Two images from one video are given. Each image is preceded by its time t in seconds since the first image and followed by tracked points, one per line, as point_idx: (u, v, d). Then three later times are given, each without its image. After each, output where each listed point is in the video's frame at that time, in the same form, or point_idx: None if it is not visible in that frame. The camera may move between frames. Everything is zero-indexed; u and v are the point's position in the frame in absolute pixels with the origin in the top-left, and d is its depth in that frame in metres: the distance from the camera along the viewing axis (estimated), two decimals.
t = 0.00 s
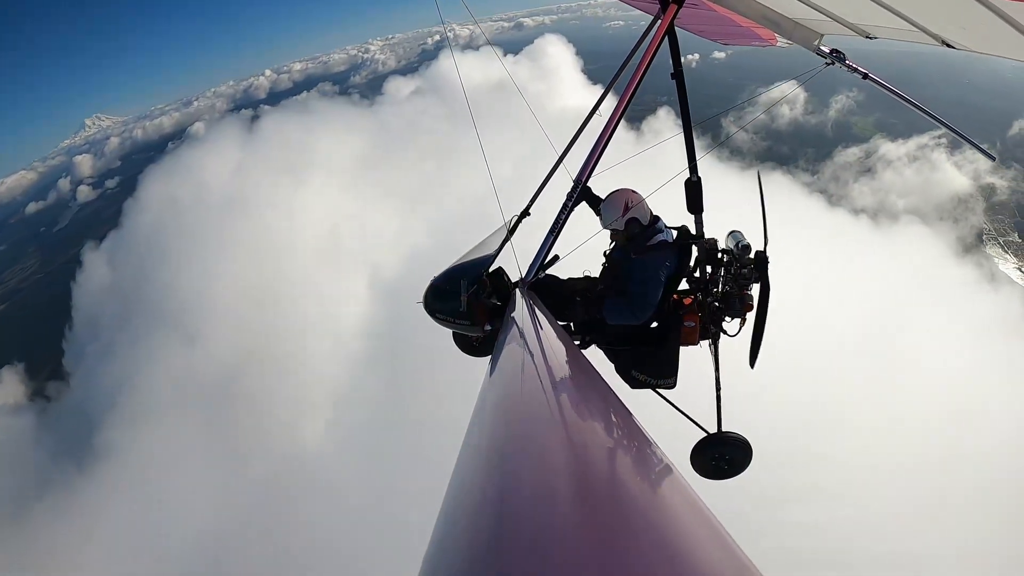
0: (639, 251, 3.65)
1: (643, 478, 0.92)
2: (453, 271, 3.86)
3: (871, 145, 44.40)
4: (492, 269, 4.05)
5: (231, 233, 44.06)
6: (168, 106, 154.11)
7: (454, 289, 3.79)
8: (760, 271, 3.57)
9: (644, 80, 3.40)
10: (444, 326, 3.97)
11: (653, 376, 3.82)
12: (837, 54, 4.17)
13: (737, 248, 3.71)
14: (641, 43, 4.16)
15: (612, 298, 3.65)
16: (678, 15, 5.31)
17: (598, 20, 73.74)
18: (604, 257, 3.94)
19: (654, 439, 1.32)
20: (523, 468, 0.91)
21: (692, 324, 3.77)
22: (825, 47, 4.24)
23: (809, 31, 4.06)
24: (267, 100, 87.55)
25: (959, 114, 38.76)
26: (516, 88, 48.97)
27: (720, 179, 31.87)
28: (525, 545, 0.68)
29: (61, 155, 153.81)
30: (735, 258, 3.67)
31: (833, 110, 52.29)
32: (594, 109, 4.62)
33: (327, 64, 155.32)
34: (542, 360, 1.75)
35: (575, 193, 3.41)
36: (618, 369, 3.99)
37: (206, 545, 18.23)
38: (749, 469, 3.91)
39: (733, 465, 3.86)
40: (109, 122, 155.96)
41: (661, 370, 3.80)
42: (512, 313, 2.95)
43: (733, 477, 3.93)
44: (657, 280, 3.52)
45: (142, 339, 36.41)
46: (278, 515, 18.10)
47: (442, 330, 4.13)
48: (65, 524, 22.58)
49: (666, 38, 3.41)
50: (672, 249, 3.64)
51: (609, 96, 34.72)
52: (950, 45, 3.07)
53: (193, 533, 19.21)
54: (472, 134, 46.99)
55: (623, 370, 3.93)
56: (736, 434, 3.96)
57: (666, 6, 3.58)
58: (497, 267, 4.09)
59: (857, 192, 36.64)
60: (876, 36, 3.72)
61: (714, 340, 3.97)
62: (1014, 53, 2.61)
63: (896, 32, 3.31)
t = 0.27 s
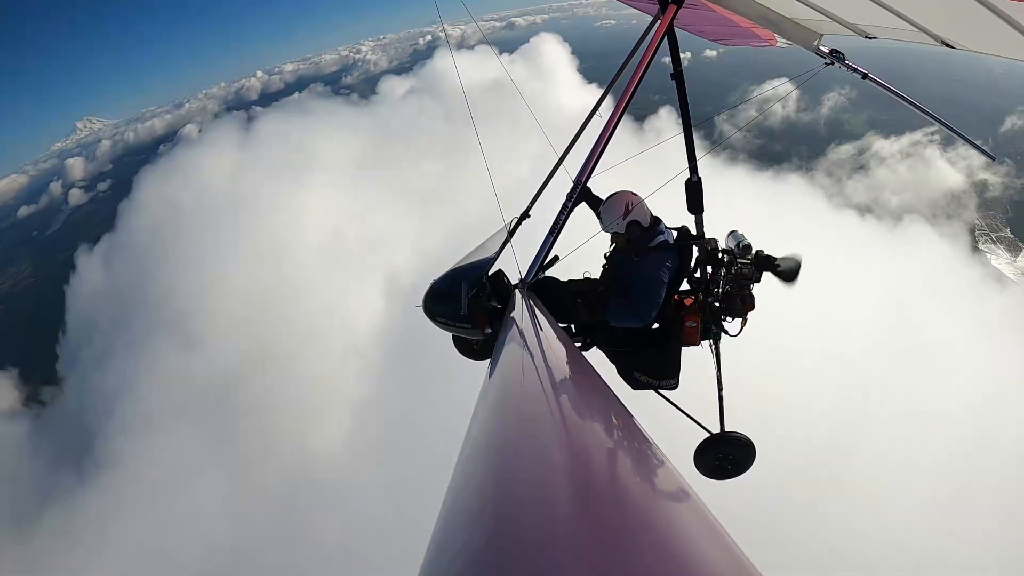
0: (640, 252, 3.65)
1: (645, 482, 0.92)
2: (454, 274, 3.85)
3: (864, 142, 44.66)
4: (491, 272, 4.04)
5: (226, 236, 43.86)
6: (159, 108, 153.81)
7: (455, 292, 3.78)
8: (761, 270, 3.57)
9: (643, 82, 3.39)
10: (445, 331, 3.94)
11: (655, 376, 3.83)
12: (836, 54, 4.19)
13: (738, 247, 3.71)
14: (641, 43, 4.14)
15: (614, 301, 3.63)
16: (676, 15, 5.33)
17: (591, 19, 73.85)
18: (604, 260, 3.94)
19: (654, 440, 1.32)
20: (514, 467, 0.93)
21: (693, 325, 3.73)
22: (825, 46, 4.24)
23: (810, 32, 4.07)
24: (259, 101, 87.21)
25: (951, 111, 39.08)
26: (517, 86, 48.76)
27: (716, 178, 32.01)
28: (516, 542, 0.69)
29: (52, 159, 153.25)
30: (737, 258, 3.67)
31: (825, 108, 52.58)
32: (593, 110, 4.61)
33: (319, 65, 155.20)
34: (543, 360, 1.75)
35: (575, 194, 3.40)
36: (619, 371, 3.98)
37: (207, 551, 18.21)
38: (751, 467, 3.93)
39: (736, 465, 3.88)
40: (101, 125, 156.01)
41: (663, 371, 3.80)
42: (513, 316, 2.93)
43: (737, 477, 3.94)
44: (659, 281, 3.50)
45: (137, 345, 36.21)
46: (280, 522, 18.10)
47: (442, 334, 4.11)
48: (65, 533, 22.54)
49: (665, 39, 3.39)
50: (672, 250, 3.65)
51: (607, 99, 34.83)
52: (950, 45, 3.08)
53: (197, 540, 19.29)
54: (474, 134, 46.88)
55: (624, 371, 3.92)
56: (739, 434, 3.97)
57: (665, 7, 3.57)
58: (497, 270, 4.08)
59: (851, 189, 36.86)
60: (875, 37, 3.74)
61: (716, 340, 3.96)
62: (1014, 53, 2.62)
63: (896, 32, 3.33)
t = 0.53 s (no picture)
0: (640, 254, 3.67)
1: (645, 483, 0.91)
2: (454, 275, 3.85)
3: (857, 139, 44.84)
4: (491, 273, 4.04)
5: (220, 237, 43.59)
6: (150, 111, 153.40)
7: (455, 292, 3.78)
8: (759, 272, 3.59)
9: (642, 83, 3.39)
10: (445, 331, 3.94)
11: (655, 376, 3.83)
12: (835, 54, 4.20)
13: (737, 247, 3.73)
14: (640, 44, 4.14)
15: (615, 302, 3.64)
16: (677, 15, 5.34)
17: (584, 18, 73.91)
18: (605, 260, 3.96)
19: (654, 441, 1.33)
20: (515, 467, 0.94)
21: (693, 325, 3.75)
22: (824, 47, 4.25)
23: (810, 32, 4.08)
24: (252, 102, 86.86)
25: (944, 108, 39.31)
26: (513, 85, 48.73)
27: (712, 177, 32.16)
28: (518, 545, 0.69)
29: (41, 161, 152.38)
30: (736, 258, 3.69)
31: (817, 105, 52.82)
32: (592, 109, 4.60)
33: (310, 66, 154.88)
34: (542, 360, 1.75)
35: (575, 195, 3.40)
36: (619, 372, 3.98)
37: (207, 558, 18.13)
38: (751, 468, 3.94)
39: (737, 465, 3.89)
40: (91, 128, 155.74)
41: (662, 371, 3.82)
42: (513, 315, 2.93)
43: (737, 477, 3.95)
44: (659, 282, 3.50)
45: (132, 349, 36.01)
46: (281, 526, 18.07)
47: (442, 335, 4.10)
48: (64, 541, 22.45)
49: (665, 40, 3.39)
50: (672, 251, 3.66)
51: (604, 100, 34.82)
52: (948, 44, 3.10)
53: (198, 545, 19.26)
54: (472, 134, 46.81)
55: (624, 372, 3.91)
56: (739, 434, 3.99)
57: (665, 7, 3.56)
58: (496, 271, 4.07)
59: (844, 186, 37.06)
60: (874, 37, 3.75)
61: (716, 340, 3.97)
62: (1012, 54, 2.64)
63: (895, 33, 3.34)
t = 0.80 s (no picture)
0: (639, 254, 3.68)
1: (643, 481, 0.92)
2: (453, 275, 3.84)
3: (850, 136, 45.02)
4: (490, 273, 4.02)
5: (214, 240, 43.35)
6: (141, 113, 152.87)
7: (454, 292, 3.78)
8: (758, 272, 3.61)
9: (640, 85, 3.39)
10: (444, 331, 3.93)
11: (654, 376, 3.84)
12: (833, 55, 4.22)
13: (735, 248, 3.76)
14: (638, 45, 4.14)
15: (615, 303, 3.64)
16: (677, 15, 5.35)
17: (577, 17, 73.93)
18: (604, 260, 3.97)
19: (653, 440, 1.33)
20: (517, 469, 0.94)
21: (692, 326, 3.78)
22: (823, 47, 4.27)
23: (809, 33, 4.09)
24: (244, 103, 86.46)
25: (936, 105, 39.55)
26: (509, 85, 48.76)
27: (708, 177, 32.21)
28: (517, 544, 0.69)
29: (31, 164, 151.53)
30: (735, 259, 3.71)
31: (809, 103, 53.06)
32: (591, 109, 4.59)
33: (301, 67, 154.38)
34: (542, 361, 1.75)
35: (574, 195, 3.40)
36: (618, 373, 3.98)
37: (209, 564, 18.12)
38: (750, 468, 3.95)
39: (735, 465, 3.91)
40: (83, 130, 155.51)
41: (661, 371, 3.82)
42: (512, 316, 2.92)
43: (735, 477, 3.96)
44: (658, 282, 3.51)
45: (127, 354, 35.78)
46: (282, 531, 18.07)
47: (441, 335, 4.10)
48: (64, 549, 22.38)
49: (664, 41, 3.39)
50: (671, 251, 3.66)
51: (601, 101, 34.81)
52: (946, 44, 3.13)
53: (200, 550, 19.31)
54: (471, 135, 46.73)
55: (623, 372, 3.91)
56: (738, 434, 4.00)
57: (664, 8, 3.56)
58: (495, 271, 4.05)
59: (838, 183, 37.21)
60: (873, 37, 3.77)
61: (714, 341, 3.99)
62: (1010, 55, 2.67)
63: (895, 33, 3.36)
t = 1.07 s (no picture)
0: (638, 254, 3.70)
1: (641, 481, 0.92)
2: (452, 275, 3.84)
3: (843, 133, 45.20)
4: (490, 272, 4.01)
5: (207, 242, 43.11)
6: (132, 115, 152.21)
7: (454, 291, 3.77)
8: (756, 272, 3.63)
9: (639, 85, 3.40)
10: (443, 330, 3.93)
11: (653, 376, 3.85)
12: (833, 54, 4.24)
13: (734, 249, 3.78)
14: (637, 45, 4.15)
15: (614, 304, 3.64)
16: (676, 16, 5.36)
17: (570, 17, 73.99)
18: (603, 260, 3.98)
19: (652, 440, 1.33)
20: (520, 468, 0.93)
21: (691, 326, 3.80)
22: (822, 46, 4.28)
23: (808, 33, 4.10)
24: (237, 104, 86.00)
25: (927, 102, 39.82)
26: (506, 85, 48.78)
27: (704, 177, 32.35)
28: (516, 543, 0.69)
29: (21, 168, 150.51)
30: (735, 259, 3.73)
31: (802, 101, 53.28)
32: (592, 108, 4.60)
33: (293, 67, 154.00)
34: (541, 361, 1.74)
35: (573, 196, 3.41)
36: (617, 373, 3.98)
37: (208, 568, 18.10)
38: (748, 468, 3.98)
39: (734, 466, 3.92)
40: (74, 133, 155.00)
41: (660, 371, 3.84)
42: (512, 315, 2.91)
43: (733, 478, 3.98)
44: (657, 282, 3.52)
45: (122, 358, 35.56)
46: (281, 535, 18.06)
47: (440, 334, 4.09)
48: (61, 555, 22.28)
49: (663, 40, 3.39)
50: (670, 251, 3.68)
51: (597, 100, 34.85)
52: (945, 44, 3.14)
53: (199, 554, 19.27)
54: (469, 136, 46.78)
55: (622, 373, 3.91)
56: (736, 435, 4.02)
57: (663, 8, 3.56)
58: (495, 271, 4.04)
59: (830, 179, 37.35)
60: (871, 36, 3.79)
61: (713, 341, 4.00)
62: (1010, 54, 2.69)
63: (894, 32, 3.38)
